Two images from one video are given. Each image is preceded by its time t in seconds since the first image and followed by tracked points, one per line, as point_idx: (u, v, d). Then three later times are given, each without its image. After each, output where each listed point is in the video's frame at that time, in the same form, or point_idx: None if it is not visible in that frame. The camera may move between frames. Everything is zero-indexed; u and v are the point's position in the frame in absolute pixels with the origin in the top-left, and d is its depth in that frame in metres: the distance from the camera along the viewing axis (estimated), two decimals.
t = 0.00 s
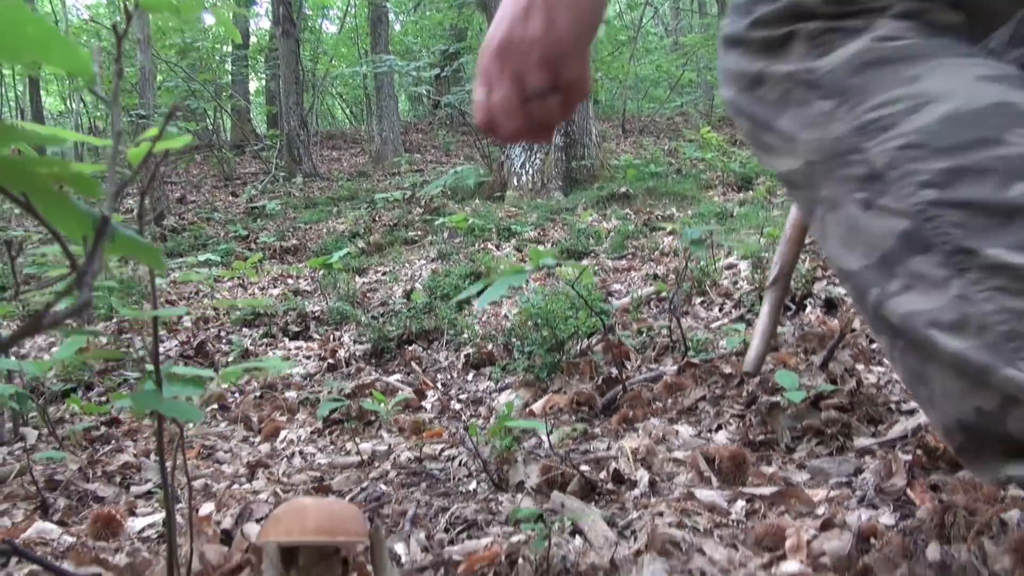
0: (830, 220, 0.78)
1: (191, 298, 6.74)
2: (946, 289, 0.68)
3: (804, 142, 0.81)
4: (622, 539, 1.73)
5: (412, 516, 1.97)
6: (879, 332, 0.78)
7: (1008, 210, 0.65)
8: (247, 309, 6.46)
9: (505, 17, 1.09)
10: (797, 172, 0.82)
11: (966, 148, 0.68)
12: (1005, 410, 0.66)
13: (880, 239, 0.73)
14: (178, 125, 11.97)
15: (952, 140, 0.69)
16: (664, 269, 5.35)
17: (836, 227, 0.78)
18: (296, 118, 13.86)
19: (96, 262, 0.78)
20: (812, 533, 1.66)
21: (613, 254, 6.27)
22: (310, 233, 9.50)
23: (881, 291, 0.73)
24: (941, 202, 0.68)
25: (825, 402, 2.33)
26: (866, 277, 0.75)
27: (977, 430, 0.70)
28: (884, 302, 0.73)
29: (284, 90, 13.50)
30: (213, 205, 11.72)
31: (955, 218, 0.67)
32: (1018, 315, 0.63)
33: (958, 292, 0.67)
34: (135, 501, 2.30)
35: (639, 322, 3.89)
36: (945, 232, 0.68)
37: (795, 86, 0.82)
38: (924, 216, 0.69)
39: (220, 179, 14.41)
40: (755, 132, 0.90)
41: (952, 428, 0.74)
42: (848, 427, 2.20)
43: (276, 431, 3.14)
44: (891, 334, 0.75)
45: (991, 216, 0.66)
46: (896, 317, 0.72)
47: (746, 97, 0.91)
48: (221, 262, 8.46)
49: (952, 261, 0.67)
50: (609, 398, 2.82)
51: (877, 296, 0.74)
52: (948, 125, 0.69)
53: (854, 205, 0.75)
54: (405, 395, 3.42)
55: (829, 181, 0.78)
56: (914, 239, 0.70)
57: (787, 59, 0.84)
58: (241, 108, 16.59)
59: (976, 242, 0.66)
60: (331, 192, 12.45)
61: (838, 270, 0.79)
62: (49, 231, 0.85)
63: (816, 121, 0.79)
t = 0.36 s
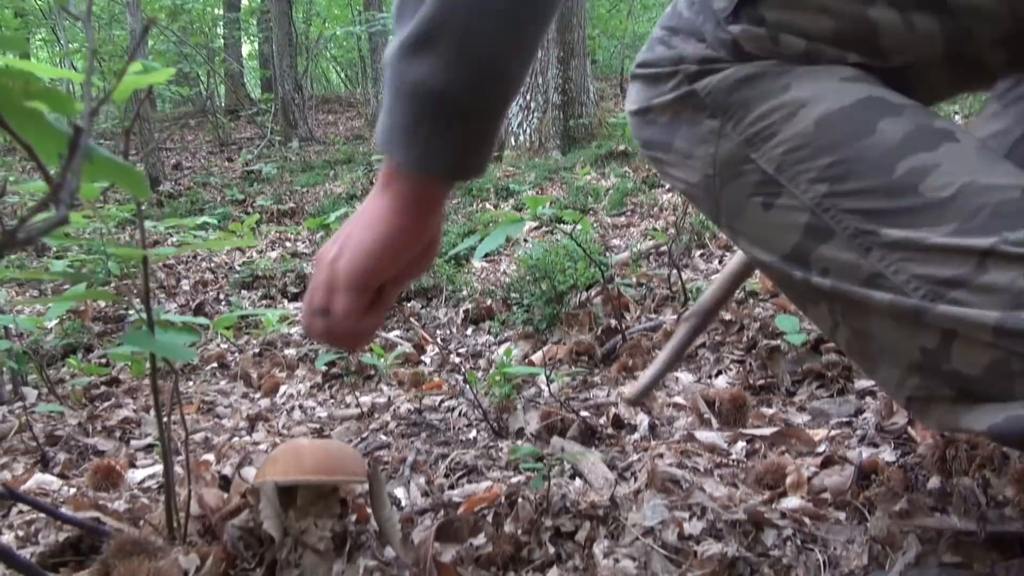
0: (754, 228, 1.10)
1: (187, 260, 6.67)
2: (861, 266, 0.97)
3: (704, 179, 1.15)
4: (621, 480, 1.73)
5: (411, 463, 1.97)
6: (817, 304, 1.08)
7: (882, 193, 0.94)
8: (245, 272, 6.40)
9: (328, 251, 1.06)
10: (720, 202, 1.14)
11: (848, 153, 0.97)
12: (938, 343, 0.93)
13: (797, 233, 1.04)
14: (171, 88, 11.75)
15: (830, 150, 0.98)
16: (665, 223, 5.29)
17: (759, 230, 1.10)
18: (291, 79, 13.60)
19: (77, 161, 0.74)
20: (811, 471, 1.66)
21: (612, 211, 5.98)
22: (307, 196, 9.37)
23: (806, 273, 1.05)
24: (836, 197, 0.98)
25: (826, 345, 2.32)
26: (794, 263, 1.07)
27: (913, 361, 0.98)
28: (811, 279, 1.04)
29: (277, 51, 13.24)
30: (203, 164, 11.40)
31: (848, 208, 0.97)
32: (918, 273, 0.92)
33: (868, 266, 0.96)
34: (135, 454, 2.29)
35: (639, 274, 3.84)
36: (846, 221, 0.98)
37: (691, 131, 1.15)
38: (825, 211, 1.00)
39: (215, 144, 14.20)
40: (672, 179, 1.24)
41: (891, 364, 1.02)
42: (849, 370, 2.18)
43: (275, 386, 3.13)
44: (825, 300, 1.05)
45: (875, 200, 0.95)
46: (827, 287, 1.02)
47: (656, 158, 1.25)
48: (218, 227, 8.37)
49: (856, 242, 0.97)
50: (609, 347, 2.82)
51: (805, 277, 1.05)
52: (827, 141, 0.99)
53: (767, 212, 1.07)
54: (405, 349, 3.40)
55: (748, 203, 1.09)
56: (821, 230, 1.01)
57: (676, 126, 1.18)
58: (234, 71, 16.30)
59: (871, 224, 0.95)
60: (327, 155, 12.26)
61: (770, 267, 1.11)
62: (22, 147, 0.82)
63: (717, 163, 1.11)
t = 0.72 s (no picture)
0: (775, 171, 1.10)
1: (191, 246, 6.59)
2: (892, 204, 0.97)
3: (722, 125, 1.14)
4: (637, 453, 1.67)
5: (420, 439, 1.92)
6: (842, 250, 1.10)
7: (915, 126, 0.94)
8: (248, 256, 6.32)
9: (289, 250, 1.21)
10: (738, 145, 1.13)
11: (878, 89, 0.97)
12: (970, 281, 0.92)
13: (822, 173, 1.04)
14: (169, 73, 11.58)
15: (860, 85, 0.98)
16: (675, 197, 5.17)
17: (782, 172, 1.09)
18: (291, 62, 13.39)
19: (51, 117, 0.68)
20: (833, 440, 1.61)
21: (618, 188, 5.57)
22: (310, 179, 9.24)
23: (830, 215, 1.05)
24: (866, 132, 0.98)
25: (843, 313, 2.25)
26: (816, 206, 1.06)
27: (944, 301, 0.99)
28: (836, 221, 1.04)
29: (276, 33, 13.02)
30: (204, 145, 11.18)
31: (878, 143, 0.97)
32: (952, 209, 0.91)
33: (899, 204, 0.96)
34: (139, 436, 2.26)
35: (647, 248, 3.76)
36: (877, 157, 0.97)
37: (713, 76, 1.16)
38: (853, 148, 0.99)
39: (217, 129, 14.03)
40: (684, 129, 1.24)
41: (920, 309, 1.04)
42: (867, 337, 2.12)
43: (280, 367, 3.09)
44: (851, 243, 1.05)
45: (908, 133, 0.95)
46: (852, 229, 1.02)
47: (671, 108, 1.25)
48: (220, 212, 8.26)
49: (888, 178, 0.97)
50: (619, 320, 2.76)
51: (828, 221, 1.05)
52: (855, 77, 0.99)
53: (791, 152, 1.06)
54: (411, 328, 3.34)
55: (771, 144, 1.09)
56: (846, 168, 1.01)
57: (700, 70, 1.18)
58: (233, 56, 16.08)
59: (904, 158, 0.95)
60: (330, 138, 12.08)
61: (791, 212, 1.11)
62: None
63: (739, 105, 1.11)
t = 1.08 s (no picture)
0: (807, 129, 1.08)
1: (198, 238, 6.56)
2: (926, 154, 0.97)
3: (754, 86, 1.13)
4: (651, 433, 1.64)
5: (431, 423, 1.90)
6: (871, 211, 1.09)
7: (953, 76, 0.94)
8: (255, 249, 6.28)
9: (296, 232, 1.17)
10: (770, 106, 1.12)
11: (915, 39, 0.96)
12: (1007, 234, 0.92)
13: (855, 128, 1.02)
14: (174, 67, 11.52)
15: (898, 36, 0.97)
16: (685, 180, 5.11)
17: (814, 130, 1.08)
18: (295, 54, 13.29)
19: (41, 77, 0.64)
20: (852, 417, 1.58)
21: (626, 175, 5.41)
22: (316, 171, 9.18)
23: (862, 171, 1.04)
24: (901, 84, 0.97)
25: (859, 291, 2.21)
26: (848, 163, 1.05)
27: (978, 258, 0.98)
28: (868, 177, 1.03)
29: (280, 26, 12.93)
30: (211, 140, 11.11)
31: (914, 94, 0.97)
32: (990, 157, 0.91)
33: (935, 155, 0.96)
34: (148, 425, 2.24)
35: (657, 233, 3.71)
36: (913, 108, 0.97)
37: (745, 38, 1.14)
38: (889, 100, 0.98)
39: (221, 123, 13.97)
40: (714, 94, 1.22)
41: (953, 269, 1.03)
42: (884, 315, 2.08)
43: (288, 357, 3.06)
44: (883, 201, 1.04)
45: (945, 83, 0.94)
46: (886, 184, 1.01)
47: (702, 75, 1.24)
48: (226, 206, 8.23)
49: (925, 128, 0.96)
50: (630, 304, 2.73)
51: (860, 177, 1.04)
52: (892, 28, 0.98)
53: (824, 109, 1.05)
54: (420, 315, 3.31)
55: (804, 101, 1.07)
56: (881, 122, 1.00)
57: (730, 34, 1.16)
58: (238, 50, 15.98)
59: (940, 109, 0.95)
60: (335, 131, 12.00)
61: (822, 171, 1.09)
62: None
63: (773, 64, 1.09)
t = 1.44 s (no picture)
0: (821, 94, 1.10)
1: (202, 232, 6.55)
2: (939, 116, 0.96)
3: (768, 55, 1.17)
4: (659, 409, 1.64)
5: (439, 404, 1.90)
6: (885, 178, 1.09)
7: (967, 35, 0.93)
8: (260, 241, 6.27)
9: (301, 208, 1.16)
10: (783, 75, 1.16)
11: (929, 1, 0.96)
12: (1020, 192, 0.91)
13: (869, 91, 1.03)
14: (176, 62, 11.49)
15: None
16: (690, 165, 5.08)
17: (825, 96, 1.10)
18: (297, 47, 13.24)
19: (44, 41, 0.63)
20: (862, 390, 1.58)
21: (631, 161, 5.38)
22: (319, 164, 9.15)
23: (876, 134, 1.04)
24: (914, 46, 0.97)
25: (867, 269, 2.19)
26: (862, 127, 1.06)
27: (993, 220, 0.98)
28: (882, 140, 1.04)
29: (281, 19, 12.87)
30: (214, 134, 11.06)
31: (927, 56, 0.96)
32: (1003, 115, 0.90)
33: (949, 115, 0.95)
34: (158, 411, 2.25)
35: (663, 216, 3.69)
36: (926, 69, 0.96)
37: (760, 10, 1.18)
38: (902, 62, 0.99)
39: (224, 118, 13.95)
40: (730, 67, 1.28)
41: (969, 233, 1.03)
42: (893, 292, 2.06)
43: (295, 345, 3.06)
44: (897, 164, 1.05)
45: (959, 43, 0.94)
46: (899, 146, 1.01)
47: (718, 48, 1.30)
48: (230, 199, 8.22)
49: (937, 89, 0.95)
50: (637, 286, 2.72)
51: (874, 140, 1.05)
52: None
53: (837, 74, 1.06)
54: (427, 302, 3.30)
55: (819, 67, 1.09)
56: (894, 84, 1.00)
57: (745, 6, 1.22)
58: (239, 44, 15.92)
59: (953, 69, 0.94)
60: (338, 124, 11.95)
61: (836, 136, 1.11)
62: None
63: (786, 33, 1.13)
